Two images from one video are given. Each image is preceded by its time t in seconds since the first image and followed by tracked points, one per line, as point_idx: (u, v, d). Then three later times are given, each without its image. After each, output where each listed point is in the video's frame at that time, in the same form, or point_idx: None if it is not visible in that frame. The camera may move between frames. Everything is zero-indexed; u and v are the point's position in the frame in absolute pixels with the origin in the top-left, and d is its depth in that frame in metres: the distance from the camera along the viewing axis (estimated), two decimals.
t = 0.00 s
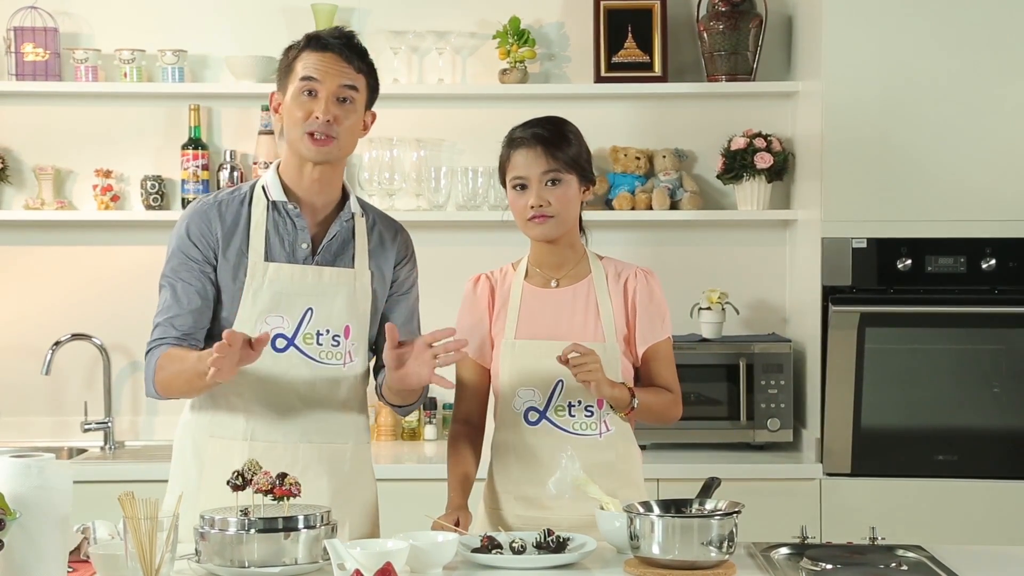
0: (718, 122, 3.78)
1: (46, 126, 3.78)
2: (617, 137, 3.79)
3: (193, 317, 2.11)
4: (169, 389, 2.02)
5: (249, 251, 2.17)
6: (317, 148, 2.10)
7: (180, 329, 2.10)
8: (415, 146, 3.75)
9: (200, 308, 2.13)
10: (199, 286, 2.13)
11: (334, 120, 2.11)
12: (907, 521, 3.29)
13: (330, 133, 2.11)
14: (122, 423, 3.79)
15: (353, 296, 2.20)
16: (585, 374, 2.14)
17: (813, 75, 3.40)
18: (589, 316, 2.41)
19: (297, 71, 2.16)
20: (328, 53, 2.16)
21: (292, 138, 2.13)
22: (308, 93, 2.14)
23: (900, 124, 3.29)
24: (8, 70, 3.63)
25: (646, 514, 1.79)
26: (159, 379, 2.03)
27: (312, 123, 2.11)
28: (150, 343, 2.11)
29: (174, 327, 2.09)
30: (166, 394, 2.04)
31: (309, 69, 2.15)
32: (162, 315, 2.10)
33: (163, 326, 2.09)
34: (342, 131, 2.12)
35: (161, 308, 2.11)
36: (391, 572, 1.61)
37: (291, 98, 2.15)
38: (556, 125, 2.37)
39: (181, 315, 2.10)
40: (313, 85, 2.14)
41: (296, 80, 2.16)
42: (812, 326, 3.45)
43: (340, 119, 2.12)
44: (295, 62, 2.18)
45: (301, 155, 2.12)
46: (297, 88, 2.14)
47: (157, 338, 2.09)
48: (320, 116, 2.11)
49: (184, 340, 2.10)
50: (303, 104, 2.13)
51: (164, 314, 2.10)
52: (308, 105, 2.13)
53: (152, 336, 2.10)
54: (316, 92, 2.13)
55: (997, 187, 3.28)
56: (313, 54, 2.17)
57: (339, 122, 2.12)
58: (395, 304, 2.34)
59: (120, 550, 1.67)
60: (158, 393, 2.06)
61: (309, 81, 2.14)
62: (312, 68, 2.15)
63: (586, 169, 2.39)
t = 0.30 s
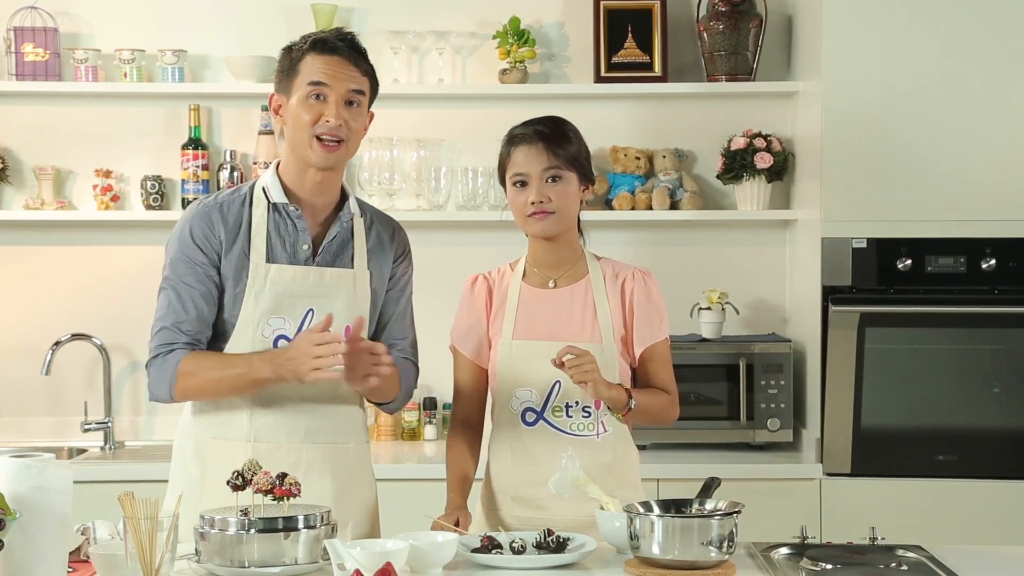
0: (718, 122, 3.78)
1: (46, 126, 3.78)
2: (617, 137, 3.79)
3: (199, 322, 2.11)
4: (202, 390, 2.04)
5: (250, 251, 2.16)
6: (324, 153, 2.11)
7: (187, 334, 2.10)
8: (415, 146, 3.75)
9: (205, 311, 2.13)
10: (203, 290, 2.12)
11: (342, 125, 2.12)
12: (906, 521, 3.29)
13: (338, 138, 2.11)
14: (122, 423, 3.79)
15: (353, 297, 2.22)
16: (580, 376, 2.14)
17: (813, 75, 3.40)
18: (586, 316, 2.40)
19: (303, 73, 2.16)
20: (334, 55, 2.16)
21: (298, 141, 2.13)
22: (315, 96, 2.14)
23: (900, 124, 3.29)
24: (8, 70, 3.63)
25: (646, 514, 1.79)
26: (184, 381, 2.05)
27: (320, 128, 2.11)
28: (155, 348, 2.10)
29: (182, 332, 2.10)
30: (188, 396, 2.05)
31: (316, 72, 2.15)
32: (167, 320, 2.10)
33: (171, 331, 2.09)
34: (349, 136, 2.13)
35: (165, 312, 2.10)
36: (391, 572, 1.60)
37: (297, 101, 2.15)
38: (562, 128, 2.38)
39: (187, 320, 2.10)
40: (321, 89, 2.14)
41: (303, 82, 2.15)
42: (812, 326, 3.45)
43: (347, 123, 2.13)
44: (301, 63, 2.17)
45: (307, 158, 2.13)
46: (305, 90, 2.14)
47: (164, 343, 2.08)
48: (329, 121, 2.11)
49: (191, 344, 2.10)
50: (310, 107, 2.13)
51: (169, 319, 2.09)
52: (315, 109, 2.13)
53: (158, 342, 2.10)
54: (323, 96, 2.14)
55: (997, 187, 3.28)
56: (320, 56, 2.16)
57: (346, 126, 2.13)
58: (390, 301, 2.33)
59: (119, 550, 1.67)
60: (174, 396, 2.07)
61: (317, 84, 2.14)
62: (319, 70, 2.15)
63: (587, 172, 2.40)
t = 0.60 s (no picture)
0: (718, 122, 3.78)
1: (46, 126, 3.78)
2: (617, 138, 3.79)
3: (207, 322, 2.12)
4: (223, 381, 2.03)
5: (252, 252, 2.16)
6: (320, 151, 2.11)
7: (199, 335, 2.10)
8: (415, 146, 3.75)
9: (212, 311, 2.13)
10: (210, 290, 2.12)
11: (339, 123, 2.12)
12: (906, 521, 3.29)
13: (334, 136, 2.11)
14: (122, 423, 3.79)
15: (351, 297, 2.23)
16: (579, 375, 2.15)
17: (813, 75, 3.40)
18: (585, 317, 2.40)
19: (301, 73, 2.16)
20: (332, 54, 2.16)
21: (295, 140, 2.13)
22: (312, 95, 2.14)
23: (900, 124, 3.29)
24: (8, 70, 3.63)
25: (646, 514, 1.79)
26: (203, 377, 2.04)
27: (317, 127, 2.11)
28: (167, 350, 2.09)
29: (193, 332, 2.09)
30: (209, 390, 2.05)
31: (313, 71, 2.15)
32: (178, 321, 2.08)
33: (182, 332, 2.08)
34: (346, 134, 2.13)
35: (175, 314, 2.09)
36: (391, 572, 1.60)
37: (294, 100, 2.15)
38: (560, 128, 2.38)
39: (198, 321, 2.10)
40: (318, 88, 2.14)
41: (300, 82, 2.15)
42: (812, 327, 3.45)
43: (344, 122, 2.13)
44: (299, 63, 2.17)
45: (304, 157, 2.13)
46: (302, 90, 2.14)
47: (178, 345, 2.08)
48: (325, 119, 2.11)
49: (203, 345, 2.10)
50: (307, 106, 2.13)
51: (181, 321, 2.09)
52: (312, 108, 2.13)
53: (168, 344, 2.09)
54: (320, 95, 2.14)
55: (997, 188, 3.28)
56: (317, 56, 2.16)
57: (343, 125, 2.13)
58: (389, 293, 2.30)
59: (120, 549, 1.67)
60: (193, 395, 2.06)
61: (314, 84, 2.14)
62: (316, 70, 2.15)
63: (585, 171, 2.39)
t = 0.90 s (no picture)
0: (718, 122, 3.78)
1: (46, 125, 3.78)
2: (617, 137, 3.79)
3: (201, 315, 2.11)
4: (215, 372, 2.03)
5: (251, 251, 2.16)
6: (320, 152, 2.11)
7: (191, 327, 2.09)
8: (416, 145, 3.74)
9: (207, 305, 2.13)
10: (205, 283, 2.12)
11: (338, 123, 2.11)
12: (906, 520, 3.29)
13: (334, 137, 2.11)
14: (122, 423, 3.80)
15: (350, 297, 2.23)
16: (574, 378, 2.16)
17: (813, 74, 3.40)
18: (585, 316, 2.40)
19: (301, 73, 2.16)
20: (331, 55, 2.16)
21: (295, 141, 2.13)
22: (311, 96, 2.14)
23: (900, 124, 3.29)
24: (8, 70, 3.63)
25: (646, 514, 1.79)
26: (196, 367, 2.03)
27: (316, 127, 2.11)
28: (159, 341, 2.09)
29: (185, 324, 2.09)
30: (200, 382, 2.05)
31: (313, 72, 2.14)
32: (171, 313, 2.09)
33: (174, 324, 2.08)
34: (347, 136, 2.13)
35: (168, 306, 2.09)
36: (391, 572, 1.60)
37: (293, 101, 2.14)
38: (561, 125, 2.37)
39: (191, 313, 2.10)
40: (317, 89, 2.14)
41: (299, 83, 2.15)
42: (813, 326, 3.45)
43: (344, 122, 2.13)
44: (298, 64, 2.17)
45: (304, 157, 2.13)
46: (302, 91, 2.14)
47: (169, 336, 2.08)
48: (324, 120, 2.11)
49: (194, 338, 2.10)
50: (306, 107, 2.13)
51: (174, 312, 2.09)
52: (311, 109, 2.13)
53: (160, 335, 2.09)
54: (319, 96, 2.14)
55: (997, 187, 3.28)
56: (316, 57, 2.16)
57: (343, 126, 2.13)
58: (389, 291, 2.31)
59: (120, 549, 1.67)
60: (183, 387, 2.06)
61: (313, 85, 2.14)
62: (315, 70, 2.14)
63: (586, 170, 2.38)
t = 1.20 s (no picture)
0: (718, 122, 3.78)
1: (47, 125, 3.78)
2: (617, 137, 3.79)
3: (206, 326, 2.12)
4: (224, 387, 2.04)
5: (249, 256, 2.16)
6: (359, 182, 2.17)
7: (198, 339, 2.11)
8: (416, 144, 3.70)
9: (211, 314, 2.13)
10: (208, 294, 2.12)
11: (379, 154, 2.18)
12: (906, 520, 3.29)
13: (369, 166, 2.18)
14: (122, 422, 3.80)
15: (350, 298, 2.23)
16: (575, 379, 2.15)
17: (814, 74, 3.40)
18: (585, 318, 2.40)
19: (345, 93, 2.13)
20: (378, 84, 2.16)
21: (334, 164, 2.14)
22: (360, 125, 2.14)
23: (900, 124, 3.29)
24: (9, 70, 3.63)
25: (647, 514, 1.79)
26: (207, 382, 2.04)
27: (361, 158, 2.16)
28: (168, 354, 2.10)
29: (192, 336, 2.10)
30: (211, 396, 2.06)
31: (367, 102, 2.14)
32: (178, 327, 2.09)
33: (182, 337, 2.09)
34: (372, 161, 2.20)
35: (173, 320, 2.09)
36: (391, 572, 1.60)
37: (342, 126, 2.13)
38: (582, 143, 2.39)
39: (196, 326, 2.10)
40: (369, 121, 2.15)
41: (354, 111, 2.13)
42: (812, 326, 3.45)
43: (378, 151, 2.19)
44: (346, 87, 2.13)
45: (338, 181, 2.16)
46: (353, 121, 2.13)
47: (177, 351, 2.09)
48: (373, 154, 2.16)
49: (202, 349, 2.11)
50: (356, 136, 2.14)
51: (180, 327, 2.09)
52: (360, 139, 2.15)
53: (168, 349, 2.09)
54: (369, 127, 2.16)
55: (998, 187, 3.28)
56: (368, 86, 2.15)
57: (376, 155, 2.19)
58: (384, 293, 2.33)
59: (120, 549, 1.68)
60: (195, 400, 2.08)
61: (367, 117, 2.15)
62: (368, 100, 2.14)
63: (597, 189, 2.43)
